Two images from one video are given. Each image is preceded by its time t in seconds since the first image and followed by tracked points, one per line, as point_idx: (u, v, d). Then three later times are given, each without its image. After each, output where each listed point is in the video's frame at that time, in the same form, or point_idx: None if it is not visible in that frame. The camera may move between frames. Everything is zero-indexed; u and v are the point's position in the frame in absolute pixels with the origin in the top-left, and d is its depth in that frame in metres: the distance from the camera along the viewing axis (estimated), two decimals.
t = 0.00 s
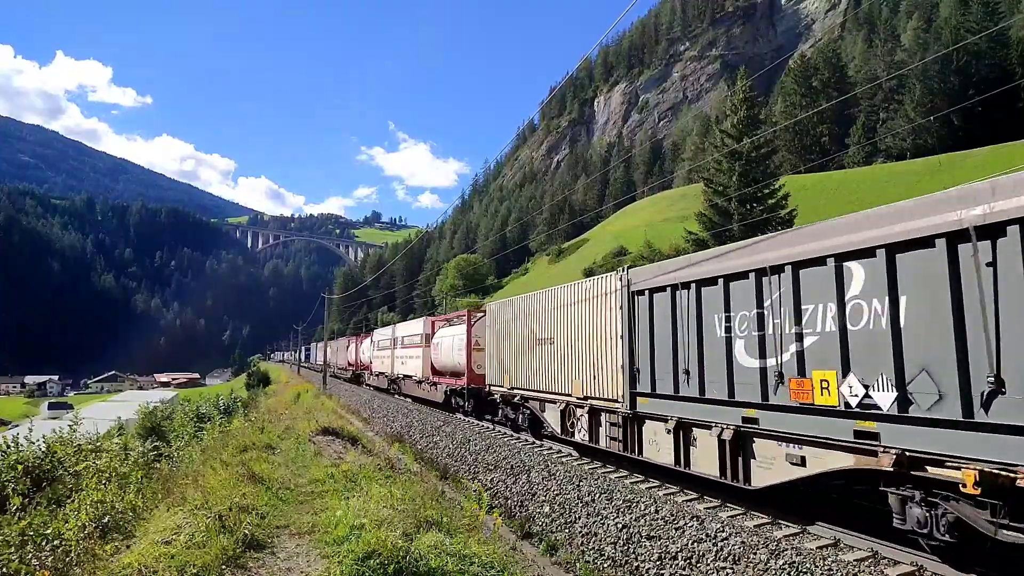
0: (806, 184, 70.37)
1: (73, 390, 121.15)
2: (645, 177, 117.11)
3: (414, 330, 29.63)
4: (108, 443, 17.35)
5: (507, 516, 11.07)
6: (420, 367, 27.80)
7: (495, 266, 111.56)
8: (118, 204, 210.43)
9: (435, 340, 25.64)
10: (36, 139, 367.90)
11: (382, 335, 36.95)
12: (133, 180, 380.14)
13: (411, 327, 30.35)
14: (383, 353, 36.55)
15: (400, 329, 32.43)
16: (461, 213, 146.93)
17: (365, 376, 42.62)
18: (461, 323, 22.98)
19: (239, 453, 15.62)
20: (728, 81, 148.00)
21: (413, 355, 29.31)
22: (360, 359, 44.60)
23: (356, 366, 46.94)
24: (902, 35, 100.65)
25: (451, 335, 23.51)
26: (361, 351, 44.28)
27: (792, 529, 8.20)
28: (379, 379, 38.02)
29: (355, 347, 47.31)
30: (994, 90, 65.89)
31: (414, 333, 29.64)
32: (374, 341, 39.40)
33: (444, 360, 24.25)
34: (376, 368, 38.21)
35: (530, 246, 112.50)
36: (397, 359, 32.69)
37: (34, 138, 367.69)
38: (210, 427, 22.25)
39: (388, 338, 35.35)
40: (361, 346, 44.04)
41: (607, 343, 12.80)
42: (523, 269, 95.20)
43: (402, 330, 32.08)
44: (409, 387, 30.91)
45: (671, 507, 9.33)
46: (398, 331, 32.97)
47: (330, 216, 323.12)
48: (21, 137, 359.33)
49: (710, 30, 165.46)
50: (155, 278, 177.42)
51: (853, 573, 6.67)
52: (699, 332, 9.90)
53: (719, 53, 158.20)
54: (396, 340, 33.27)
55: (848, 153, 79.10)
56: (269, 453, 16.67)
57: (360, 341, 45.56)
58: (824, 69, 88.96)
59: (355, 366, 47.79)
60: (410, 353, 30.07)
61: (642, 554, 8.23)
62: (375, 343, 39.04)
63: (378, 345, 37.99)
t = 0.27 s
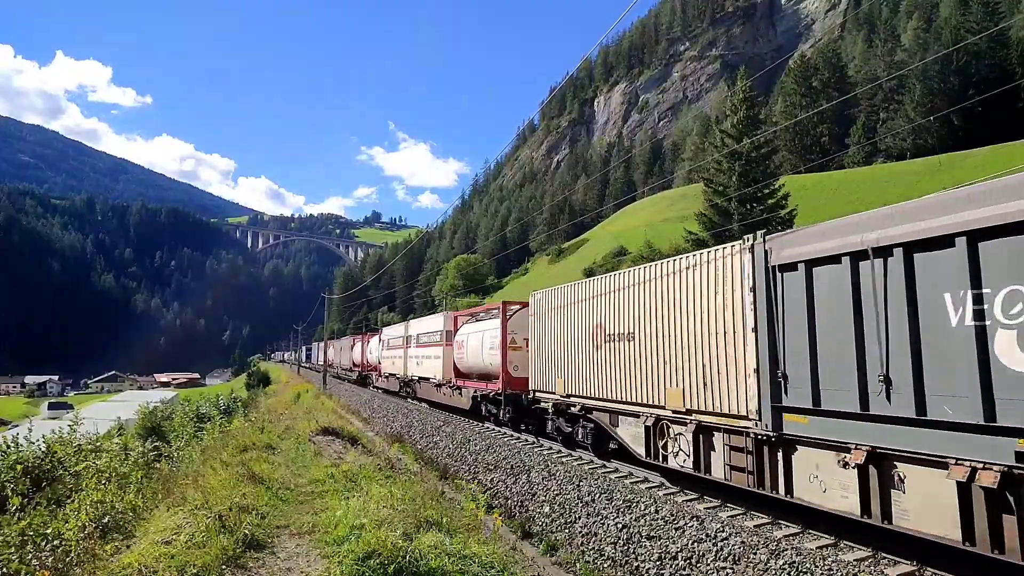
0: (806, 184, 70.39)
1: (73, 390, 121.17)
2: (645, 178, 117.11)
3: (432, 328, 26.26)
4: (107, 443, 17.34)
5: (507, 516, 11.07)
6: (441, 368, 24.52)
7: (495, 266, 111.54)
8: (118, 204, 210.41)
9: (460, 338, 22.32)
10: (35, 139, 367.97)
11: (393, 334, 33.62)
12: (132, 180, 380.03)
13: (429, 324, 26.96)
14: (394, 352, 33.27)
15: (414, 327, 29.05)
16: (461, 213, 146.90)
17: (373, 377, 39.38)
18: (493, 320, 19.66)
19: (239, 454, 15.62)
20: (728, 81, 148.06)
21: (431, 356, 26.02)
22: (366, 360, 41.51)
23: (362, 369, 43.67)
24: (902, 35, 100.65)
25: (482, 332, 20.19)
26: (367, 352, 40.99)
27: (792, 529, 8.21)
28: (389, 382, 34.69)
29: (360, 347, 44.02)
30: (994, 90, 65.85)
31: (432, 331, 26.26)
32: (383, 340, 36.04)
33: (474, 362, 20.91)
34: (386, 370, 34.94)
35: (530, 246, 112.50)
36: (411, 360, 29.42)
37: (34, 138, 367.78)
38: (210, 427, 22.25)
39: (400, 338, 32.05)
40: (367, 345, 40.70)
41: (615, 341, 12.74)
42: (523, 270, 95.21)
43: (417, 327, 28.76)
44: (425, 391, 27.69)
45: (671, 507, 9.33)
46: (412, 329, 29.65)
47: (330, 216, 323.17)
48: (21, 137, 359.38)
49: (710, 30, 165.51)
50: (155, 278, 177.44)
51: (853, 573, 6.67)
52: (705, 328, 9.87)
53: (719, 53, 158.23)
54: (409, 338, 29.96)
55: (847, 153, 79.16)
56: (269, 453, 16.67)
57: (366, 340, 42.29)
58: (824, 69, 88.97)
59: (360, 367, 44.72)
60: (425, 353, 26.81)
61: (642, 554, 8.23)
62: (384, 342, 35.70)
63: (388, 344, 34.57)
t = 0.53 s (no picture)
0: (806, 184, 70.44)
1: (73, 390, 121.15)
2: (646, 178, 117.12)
3: (457, 323, 22.98)
4: (108, 443, 17.33)
5: (507, 515, 11.07)
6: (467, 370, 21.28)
7: (495, 266, 111.51)
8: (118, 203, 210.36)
9: (494, 335, 19.07)
10: (35, 138, 368.08)
11: (408, 331, 30.48)
12: (132, 180, 379.97)
13: (452, 319, 23.67)
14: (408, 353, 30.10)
15: (435, 323, 25.84)
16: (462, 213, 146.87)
17: (383, 379, 36.27)
18: (538, 313, 16.34)
19: (240, 453, 15.61)
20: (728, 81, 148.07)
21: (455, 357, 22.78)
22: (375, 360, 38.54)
23: (370, 368, 40.52)
24: (902, 35, 100.62)
25: (523, 328, 16.94)
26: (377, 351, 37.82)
27: (792, 529, 8.21)
28: (402, 384, 31.52)
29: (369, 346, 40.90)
30: (995, 89, 65.81)
31: (457, 328, 22.95)
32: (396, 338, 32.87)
33: (511, 363, 17.69)
34: (400, 372, 31.77)
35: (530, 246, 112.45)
36: (429, 361, 26.31)
37: (34, 138, 367.90)
38: (210, 427, 22.25)
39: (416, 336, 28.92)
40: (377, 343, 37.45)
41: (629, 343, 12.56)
42: (523, 270, 95.22)
43: (437, 323, 25.54)
44: (447, 394, 24.47)
45: (671, 507, 9.32)
46: (431, 326, 26.50)
47: (330, 216, 323.20)
48: (21, 137, 359.33)
49: (710, 30, 165.56)
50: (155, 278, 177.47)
51: (853, 572, 6.67)
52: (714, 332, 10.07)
53: (719, 53, 158.16)
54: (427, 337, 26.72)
55: (848, 153, 79.20)
56: (270, 453, 16.67)
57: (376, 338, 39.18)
58: (824, 68, 88.98)
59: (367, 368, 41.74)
60: (446, 353, 23.86)
61: (642, 554, 8.23)
62: (397, 340, 32.63)
63: (402, 343, 31.34)
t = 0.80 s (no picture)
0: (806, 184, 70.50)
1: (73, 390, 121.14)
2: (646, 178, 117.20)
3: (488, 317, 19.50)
4: (108, 443, 17.33)
5: (507, 516, 11.07)
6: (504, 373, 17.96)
7: (495, 266, 111.58)
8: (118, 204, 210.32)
9: (537, 330, 15.63)
10: (35, 138, 368.18)
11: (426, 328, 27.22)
12: (133, 180, 379.99)
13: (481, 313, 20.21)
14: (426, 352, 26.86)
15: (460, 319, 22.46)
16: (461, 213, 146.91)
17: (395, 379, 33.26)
18: (603, 301, 12.85)
19: (239, 453, 15.61)
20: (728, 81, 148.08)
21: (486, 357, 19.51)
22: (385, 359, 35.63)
23: (381, 367, 37.34)
24: (902, 35, 100.65)
25: (580, 320, 13.49)
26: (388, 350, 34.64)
27: (791, 529, 8.20)
28: (417, 386, 28.33)
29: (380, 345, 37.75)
30: (995, 89, 65.83)
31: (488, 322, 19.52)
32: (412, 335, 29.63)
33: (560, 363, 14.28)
34: (415, 373, 28.66)
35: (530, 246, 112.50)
36: (451, 361, 23.10)
37: (34, 138, 367.96)
38: (210, 427, 22.25)
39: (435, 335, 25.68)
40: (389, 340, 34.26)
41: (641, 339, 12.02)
42: (523, 270, 95.23)
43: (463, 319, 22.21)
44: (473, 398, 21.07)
45: (671, 507, 9.32)
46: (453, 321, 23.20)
47: (330, 216, 323.26)
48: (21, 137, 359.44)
49: (710, 30, 165.59)
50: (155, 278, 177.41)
51: (852, 572, 6.67)
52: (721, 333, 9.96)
53: (718, 53, 158.25)
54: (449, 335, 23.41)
55: (848, 153, 79.27)
56: (269, 453, 16.67)
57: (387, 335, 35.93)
58: (824, 68, 88.99)
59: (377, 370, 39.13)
60: (473, 352, 20.61)
61: (643, 554, 8.23)
62: (412, 338, 29.51)
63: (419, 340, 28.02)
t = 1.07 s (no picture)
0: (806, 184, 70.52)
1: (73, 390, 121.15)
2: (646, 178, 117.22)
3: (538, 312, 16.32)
4: (108, 443, 17.34)
5: (507, 516, 11.07)
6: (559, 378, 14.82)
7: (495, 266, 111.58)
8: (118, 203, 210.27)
9: (606, 325, 12.55)
10: (35, 138, 368.24)
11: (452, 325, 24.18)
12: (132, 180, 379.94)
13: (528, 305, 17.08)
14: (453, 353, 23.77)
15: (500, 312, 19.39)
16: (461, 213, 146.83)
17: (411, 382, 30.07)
18: (710, 283, 9.94)
19: (239, 453, 15.62)
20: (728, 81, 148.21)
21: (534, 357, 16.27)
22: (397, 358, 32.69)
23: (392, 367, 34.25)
24: (902, 35, 100.71)
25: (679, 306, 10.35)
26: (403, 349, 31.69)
27: (792, 529, 8.19)
28: (441, 390, 25.19)
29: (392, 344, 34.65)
30: (994, 89, 65.87)
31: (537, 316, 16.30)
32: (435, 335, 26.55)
33: (643, 360, 11.14)
34: (438, 376, 25.53)
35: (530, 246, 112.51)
36: (487, 364, 19.94)
37: (34, 138, 367.97)
38: (210, 427, 22.25)
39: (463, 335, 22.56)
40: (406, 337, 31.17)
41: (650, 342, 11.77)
42: (523, 269, 95.32)
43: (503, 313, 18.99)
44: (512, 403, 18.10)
45: (672, 507, 9.31)
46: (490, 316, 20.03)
47: (331, 216, 323.24)
48: (21, 138, 359.32)
49: (710, 30, 165.65)
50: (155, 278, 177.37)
51: (853, 573, 6.66)
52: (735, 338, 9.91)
53: (718, 53, 158.31)
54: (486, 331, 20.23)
55: (848, 153, 79.34)
56: (270, 453, 16.67)
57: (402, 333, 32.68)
58: (824, 68, 89.01)
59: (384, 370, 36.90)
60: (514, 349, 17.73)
61: (642, 554, 8.23)
62: (434, 335, 26.31)
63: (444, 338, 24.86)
